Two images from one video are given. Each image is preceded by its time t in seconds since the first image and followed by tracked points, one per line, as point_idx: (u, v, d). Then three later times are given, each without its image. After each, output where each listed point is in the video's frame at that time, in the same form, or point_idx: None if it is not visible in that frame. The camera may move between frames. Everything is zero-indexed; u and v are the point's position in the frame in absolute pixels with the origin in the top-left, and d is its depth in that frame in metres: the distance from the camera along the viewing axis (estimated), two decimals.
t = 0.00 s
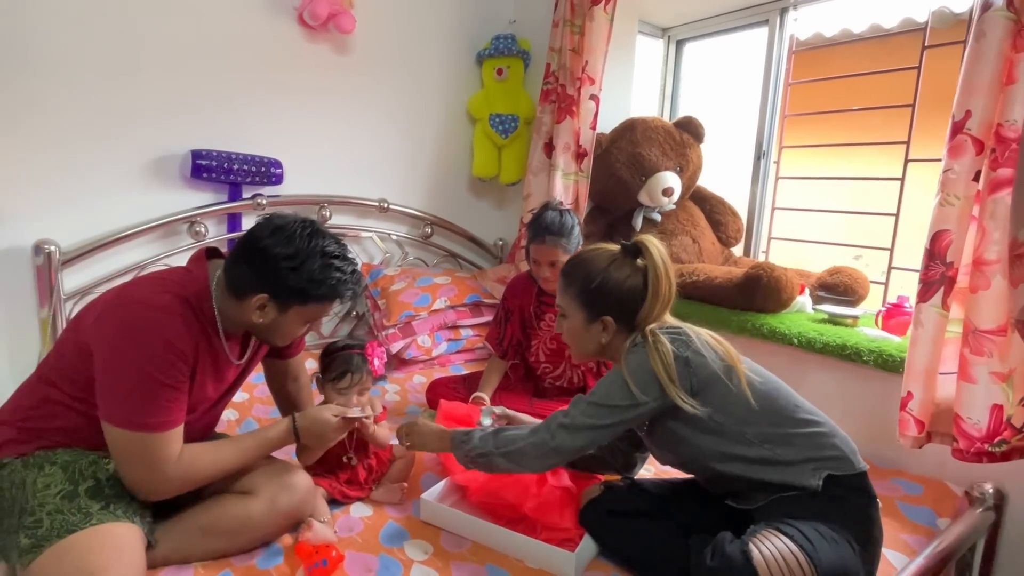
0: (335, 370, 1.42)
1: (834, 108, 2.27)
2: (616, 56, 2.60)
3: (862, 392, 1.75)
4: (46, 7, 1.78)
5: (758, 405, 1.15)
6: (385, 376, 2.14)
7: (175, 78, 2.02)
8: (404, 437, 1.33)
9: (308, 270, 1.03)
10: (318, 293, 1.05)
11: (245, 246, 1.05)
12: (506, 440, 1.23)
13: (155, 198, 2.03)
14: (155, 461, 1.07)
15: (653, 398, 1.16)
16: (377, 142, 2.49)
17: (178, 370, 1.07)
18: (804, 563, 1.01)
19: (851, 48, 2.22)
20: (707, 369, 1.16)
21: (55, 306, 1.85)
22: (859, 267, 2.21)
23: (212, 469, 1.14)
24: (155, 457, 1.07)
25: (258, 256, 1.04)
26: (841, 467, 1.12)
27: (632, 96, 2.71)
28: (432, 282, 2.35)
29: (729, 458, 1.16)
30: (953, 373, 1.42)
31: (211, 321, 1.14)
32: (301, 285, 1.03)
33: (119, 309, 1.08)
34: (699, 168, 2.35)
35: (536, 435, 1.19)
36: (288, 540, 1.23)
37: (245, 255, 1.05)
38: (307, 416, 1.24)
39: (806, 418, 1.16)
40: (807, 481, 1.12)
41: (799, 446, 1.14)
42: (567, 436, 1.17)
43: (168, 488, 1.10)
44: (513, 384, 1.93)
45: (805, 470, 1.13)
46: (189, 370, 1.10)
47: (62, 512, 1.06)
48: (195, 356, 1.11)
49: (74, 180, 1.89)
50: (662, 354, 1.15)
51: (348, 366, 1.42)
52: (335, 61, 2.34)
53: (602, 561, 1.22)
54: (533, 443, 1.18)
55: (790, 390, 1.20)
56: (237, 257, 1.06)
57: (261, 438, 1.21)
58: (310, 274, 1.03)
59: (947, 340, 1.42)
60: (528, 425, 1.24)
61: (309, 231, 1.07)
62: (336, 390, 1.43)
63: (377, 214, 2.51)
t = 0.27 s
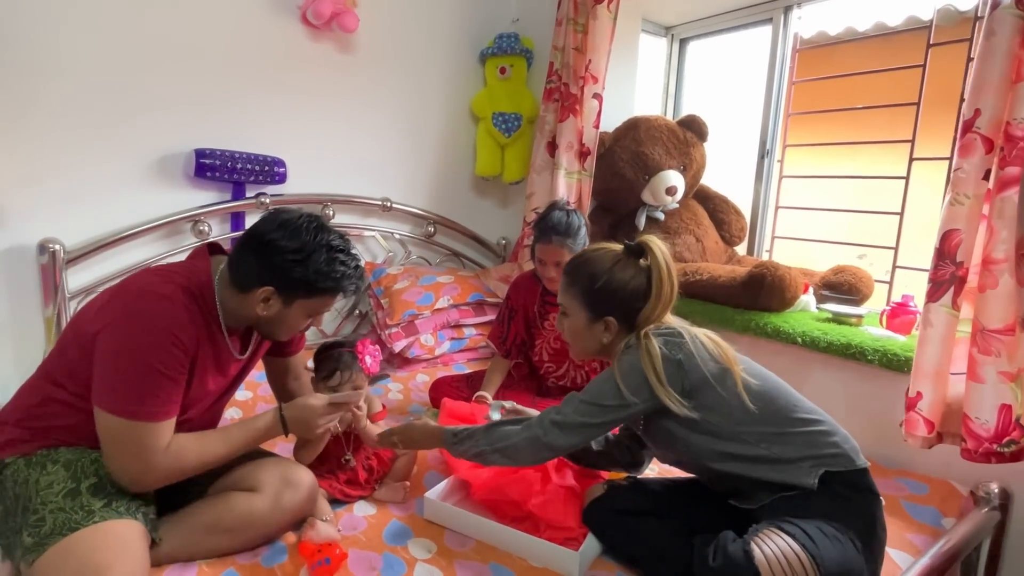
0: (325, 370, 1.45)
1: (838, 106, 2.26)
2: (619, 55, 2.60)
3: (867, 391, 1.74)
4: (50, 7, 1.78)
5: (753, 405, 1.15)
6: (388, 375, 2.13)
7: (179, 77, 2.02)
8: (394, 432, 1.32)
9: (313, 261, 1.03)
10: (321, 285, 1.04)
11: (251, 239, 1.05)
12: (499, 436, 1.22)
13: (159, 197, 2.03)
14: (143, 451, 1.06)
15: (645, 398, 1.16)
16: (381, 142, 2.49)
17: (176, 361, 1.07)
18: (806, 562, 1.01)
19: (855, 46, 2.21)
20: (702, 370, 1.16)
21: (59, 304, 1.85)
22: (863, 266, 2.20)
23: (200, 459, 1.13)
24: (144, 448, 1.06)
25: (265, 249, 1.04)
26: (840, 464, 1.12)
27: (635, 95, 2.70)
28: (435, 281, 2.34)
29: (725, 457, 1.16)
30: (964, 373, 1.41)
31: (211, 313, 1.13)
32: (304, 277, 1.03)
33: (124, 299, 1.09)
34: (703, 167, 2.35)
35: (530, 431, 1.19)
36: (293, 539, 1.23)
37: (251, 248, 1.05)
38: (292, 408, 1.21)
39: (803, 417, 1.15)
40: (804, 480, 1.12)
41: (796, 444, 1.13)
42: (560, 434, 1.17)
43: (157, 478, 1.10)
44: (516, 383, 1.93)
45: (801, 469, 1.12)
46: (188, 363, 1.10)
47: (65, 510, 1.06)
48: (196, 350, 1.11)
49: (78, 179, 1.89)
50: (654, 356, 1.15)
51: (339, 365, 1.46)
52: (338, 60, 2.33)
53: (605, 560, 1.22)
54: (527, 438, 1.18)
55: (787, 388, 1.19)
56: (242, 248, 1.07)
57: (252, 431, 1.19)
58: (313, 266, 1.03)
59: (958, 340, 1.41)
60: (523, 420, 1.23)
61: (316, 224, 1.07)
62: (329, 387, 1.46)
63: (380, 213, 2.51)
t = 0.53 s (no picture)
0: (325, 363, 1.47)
1: (841, 105, 2.26)
2: (622, 53, 2.59)
3: (869, 390, 1.74)
4: (54, 6, 1.79)
5: (747, 403, 1.16)
6: (390, 373, 2.14)
7: (182, 77, 2.02)
8: (385, 424, 1.31)
9: (319, 286, 1.03)
10: (323, 308, 1.05)
11: (264, 252, 1.05)
12: (493, 427, 1.24)
13: (162, 196, 2.03)
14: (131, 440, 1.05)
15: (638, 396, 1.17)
16: (383, 140, 2.49)
17: (174, 352, 1.07)
18: (807, 557, 1.01)
19: (858, 44, 2.21)
20: (697, 369, 1.17)
21: (63, 303, 1.85)
22: (865, 266, 2.20)
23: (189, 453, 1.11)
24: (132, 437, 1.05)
25: (275, 265, 1.04)
26: (835, 460, 1.13)
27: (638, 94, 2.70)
28: (437, 280, 2.35)
29: (718, 454, 1.17)
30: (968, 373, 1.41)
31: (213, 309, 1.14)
32: (308, 299, 1.03)
33: (127, 288, 1.09)
34: (705, 166, 2.35)
35: (523, 421, 1.21)
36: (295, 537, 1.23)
37: (262, 262, 1.05)
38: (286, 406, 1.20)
39: (798, 416, 1.16)
40: (799, 477, 1.12)
41: (789, 442, 1.14)
42: (552, 425, 1.19)
43: (143, 470, 1.08)
44: (517, 382, 1.93)
45: (797, 466, 1.13)
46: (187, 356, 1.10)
47: (69, 507, 1.06)
48: (195, 342, 1.12)
49: (82, 178, 1.89)
50: (645, 356, 1.15)
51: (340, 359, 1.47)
52: (341, 59, 2.34)
53: (607, 559, 1.22)
54: (521, 428, 1.21)
55: (783, 387, 1.20)
56: (252, 257, 1.07)
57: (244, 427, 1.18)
58: (319, 290, 1.03)
59: (964, 339, 1.41)
60: (517, 411, 1.26)
61: (328, 246, 1.06)
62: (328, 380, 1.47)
63: (382, 211, 2.52)
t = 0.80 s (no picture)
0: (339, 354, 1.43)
1: (844, 103, 2.25)
2: (624, 51, 2.59)
3: (871, 389, 1.74)
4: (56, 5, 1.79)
5: (743, 400, 1.16)
6: (392, 372, 2.14)
7: (184, 75, 2.02)
8: (382, 431, 1.31)
9: (330, 322, 1.04)
10: (327, 341, 1.05)
11: (285, 278, 1.04)
12: (491, 425, 1.24)
13: (164, 194, 2.04)
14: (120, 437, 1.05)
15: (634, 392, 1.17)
16: (385, 139, 2.49)
17: (172, 353, 1.07)
18: (806, 553, 1.01)
19: (860, 42, 2.20)
20: (693, 366, 1.17)
21: (66, 301, 1.86)
22: (868, 264, 2.20)
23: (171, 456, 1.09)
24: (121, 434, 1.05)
25: (292, 293, 1.03)
26: (833, 456, 1.13)
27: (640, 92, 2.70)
28: (438, 278, 2.35)
29: (716, 451, 1.17)
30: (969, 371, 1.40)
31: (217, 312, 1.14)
32: (320, 333, 1.04)
33: (132, 286, 1.10)
34: (707, 164, 2.34)
35: (522, 417, 1.21)
36: (297, 534, 1.23)
37: (279, 286, 1.04)
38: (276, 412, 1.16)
39: (795, 412, 1.16)
40: (796, 474, 1.13)
41: (786, 439, 1.14)
42: (550, 421, 1.19)
43: (129, 471, 1.08)
44: (519, 381, 1.93)
45: (794, 462, 1.13)
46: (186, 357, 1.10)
47: (71, 505, 1.07)
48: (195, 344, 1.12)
49: (84, 177, 1.90)
50: (642, 352, 1.16)
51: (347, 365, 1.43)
52: (342, 58, 2.34)
53: (609, 557, 1.22)
54: (519, 425, 1.20)
55: (780, 384, 1.20)
56: (270, 273, 1.06)
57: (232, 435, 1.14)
58: (328, 325, 1.03)
59: (964, 338, 1.40)
60: (516, 409, 1.26)
61: (347, 282, 1.07)
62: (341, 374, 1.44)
63: (384, 210, 2.52)
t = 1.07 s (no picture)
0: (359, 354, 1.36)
1: (847, 100, 2.25)
2: (627, 49, 2.58)
3: (875, 387, 1.73)
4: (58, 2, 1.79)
5: (742, 398, 1.15)
6: (394, 370, 2.14)
7: (186, 72, 2.02)
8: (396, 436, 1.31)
9: (324, 314, 1.02)
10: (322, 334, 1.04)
11: (284, 267, 1.04)
12: (494, 427, 1.25)
13: (165, 192, 2.03)
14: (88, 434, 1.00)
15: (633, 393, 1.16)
16: (386, 136, 2.49)
17: (160, 353, 1.04)
18: (809, 549, 1.00)
19: (864, 39, 2.19)
20: (691, 365, 1.17)
21: (68, 300, 1.86)
22: (870, 262, 2.19)
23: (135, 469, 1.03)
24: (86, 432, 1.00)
25: (289, 282, 1.02)
26: (834, 452, 1.13)
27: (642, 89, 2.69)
28: (440, 276, 2.34)
29: (716, 449, 1.16)
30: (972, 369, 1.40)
31: (218, 312, 1.14)
32: (314, 321, 1.02)
33: (133, 283, 1.09)
34: (710, 162, 2.34)
35: (522, 419, 1.21)
36: (300, 533, 1.23)
37: (278, 276, 1.03)
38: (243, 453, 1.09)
39: (795, 409, 1.15)
40: (797, 471, 1.12)
41: (786, 435, 1.13)
42: (549, 422, 1.19)
43: (74, 469, 1.00)
44: (521, 379, 1.93)
45: (795, 459, 1.13)
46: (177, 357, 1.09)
47: (75, 503, 1.06)
48: (189, 344, 1.10)
49: (86, 175, 1.90)
50: (638, 352, 1.15)
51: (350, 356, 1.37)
52: (344, 55, 2.33)
53: (612, 556, 1.22)
54: (519, 426, 1.21)
55: (780, 381, 1.19)
56: (267, 268, 1.05)
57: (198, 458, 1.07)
58: (321, 318, 1.02)
59: (966, 336, 1.40)
60: (517, 412, 1.26)
61: (341, 273, 1.05)
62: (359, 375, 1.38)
63: (385, 208, 2.51)
